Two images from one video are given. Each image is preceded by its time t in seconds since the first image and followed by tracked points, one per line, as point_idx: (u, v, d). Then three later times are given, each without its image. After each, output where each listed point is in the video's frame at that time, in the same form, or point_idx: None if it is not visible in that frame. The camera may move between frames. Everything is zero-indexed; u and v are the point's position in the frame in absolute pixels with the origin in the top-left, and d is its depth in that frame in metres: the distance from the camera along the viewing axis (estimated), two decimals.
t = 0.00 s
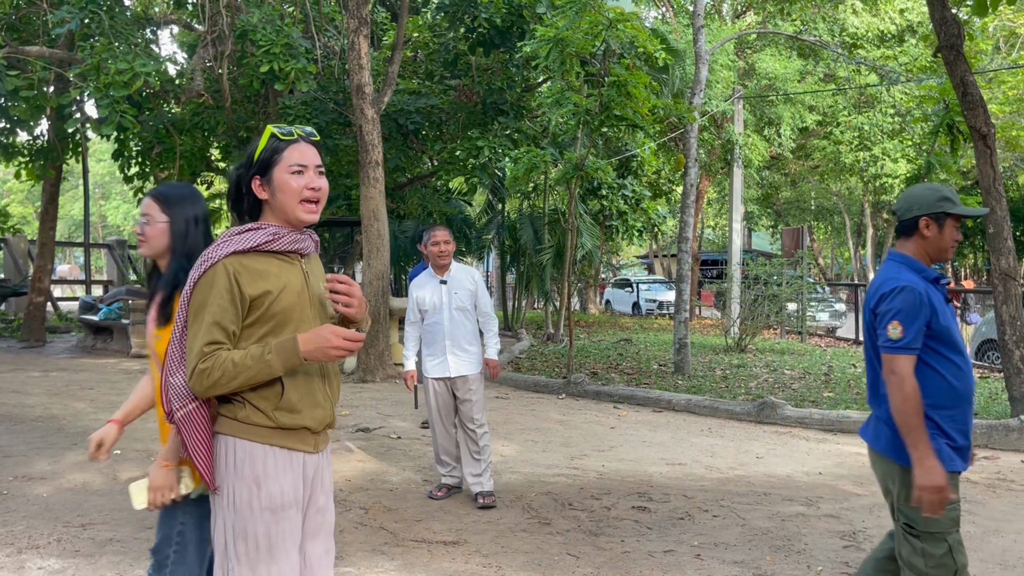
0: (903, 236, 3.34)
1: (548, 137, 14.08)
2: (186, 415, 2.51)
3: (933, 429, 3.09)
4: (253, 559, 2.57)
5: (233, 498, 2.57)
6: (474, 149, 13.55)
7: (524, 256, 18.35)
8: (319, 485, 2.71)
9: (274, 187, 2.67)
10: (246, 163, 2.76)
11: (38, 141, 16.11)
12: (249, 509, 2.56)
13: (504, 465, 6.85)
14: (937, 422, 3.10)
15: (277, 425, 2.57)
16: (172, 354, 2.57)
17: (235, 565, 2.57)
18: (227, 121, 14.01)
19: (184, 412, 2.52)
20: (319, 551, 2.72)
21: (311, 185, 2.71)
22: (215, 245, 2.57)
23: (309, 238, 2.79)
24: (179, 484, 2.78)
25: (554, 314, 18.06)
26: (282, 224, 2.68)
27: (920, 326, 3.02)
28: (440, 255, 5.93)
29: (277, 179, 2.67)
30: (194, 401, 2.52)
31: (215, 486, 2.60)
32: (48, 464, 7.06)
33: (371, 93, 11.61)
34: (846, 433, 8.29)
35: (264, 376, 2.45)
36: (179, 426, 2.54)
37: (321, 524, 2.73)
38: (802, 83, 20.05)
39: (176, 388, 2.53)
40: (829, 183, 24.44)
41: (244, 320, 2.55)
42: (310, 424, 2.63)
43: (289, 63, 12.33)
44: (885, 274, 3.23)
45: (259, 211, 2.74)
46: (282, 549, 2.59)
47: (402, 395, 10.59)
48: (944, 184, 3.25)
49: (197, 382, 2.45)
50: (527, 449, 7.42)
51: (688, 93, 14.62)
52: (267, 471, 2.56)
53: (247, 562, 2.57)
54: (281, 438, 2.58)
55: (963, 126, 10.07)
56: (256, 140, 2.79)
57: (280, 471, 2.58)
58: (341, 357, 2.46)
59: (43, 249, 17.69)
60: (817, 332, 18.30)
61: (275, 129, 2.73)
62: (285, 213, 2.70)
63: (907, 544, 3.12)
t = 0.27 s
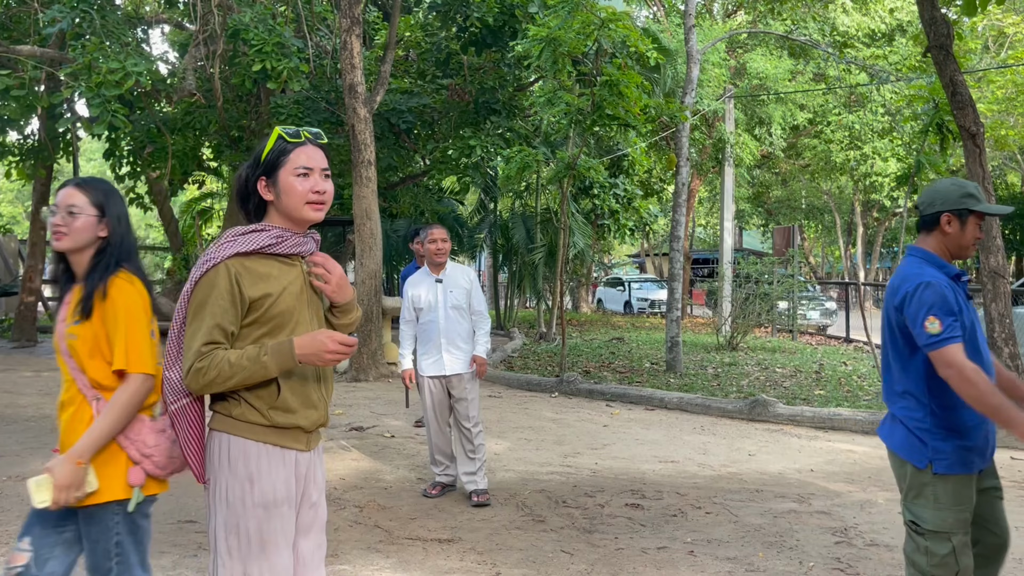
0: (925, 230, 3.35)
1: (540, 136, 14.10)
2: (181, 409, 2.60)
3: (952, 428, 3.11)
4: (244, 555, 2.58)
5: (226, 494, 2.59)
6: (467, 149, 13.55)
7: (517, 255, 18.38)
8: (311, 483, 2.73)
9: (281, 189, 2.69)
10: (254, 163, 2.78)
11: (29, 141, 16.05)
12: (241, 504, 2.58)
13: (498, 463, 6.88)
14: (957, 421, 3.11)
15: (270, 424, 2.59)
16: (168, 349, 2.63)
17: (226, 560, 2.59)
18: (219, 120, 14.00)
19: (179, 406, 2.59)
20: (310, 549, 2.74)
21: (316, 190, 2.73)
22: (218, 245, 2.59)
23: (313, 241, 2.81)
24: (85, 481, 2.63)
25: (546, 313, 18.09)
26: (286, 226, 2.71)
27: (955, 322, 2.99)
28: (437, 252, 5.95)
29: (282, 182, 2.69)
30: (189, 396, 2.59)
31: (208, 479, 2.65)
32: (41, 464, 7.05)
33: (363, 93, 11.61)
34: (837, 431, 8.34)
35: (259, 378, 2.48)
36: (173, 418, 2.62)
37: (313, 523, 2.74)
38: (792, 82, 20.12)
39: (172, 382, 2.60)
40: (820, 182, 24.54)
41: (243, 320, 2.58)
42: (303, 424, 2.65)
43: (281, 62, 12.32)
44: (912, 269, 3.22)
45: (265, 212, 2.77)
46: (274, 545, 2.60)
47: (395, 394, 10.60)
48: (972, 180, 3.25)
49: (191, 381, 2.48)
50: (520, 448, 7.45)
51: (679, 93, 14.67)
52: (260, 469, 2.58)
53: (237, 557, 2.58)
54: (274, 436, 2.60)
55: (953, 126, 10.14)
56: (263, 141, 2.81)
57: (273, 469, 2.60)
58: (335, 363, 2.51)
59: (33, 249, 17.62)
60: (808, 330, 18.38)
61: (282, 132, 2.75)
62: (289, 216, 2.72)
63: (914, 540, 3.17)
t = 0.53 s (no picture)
0: (948, 224, 3.34)
1: (532, 134, 14.11)
2: (182, 407, 2.56)
3: (965, 420, 3.12)
4: (239, 550, 2.58)
5: (221, 490, 2.58)
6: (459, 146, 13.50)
7: (509, 253, 18.39)
8: (306, 480, 2.74)
9: (272, 185, 2.70)
10: (245, 162, 2.79)
11: (19, 138, 15.98)
12: (236, 499, 2.58)
13: (491, 460, 6.89)
14: (972, 414, 3.13)
15: (267, 421, 2.60)
16: (166, 346, 2.59)
17: (220, 556, 2.58)
18: (210, 118, 13.97)
19: (180, 404, 2.56)
20: (305, 545, 2.75)
21: (309, 186, 2.74)
22: (213, 242, 2.59)
23: (307, 237, 2.81)
24: None
25: (539, 310, 18.11)
26: (279, 223, 2.72)
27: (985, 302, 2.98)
28: (429, 250, 5.95)
29: (275, 178, 2.69)
30: (190, 394, 2.56)
31: (205, 477, 2.63)
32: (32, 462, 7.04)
33: (355, 90, 11.59)
34: (828, 427, 8.38)
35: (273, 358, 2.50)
36: (172, 417, 2.58)
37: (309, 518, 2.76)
38: (783, 80, 20.16)
39: (172, 380, 2.56)
40: (811, 179, 24.61)
41: (243, 315, 2.59)
42: (302, 419, 2.67)
43: (272, 59, 12.27)
44: (933, 262, 3.23)
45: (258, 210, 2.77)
46: (269, 541, 2.61)
47: (388, 392, 10.61)
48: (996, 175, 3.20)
49: (202, 372, 2.47)
50: (513, 445, 7.47)
51: (671, 90, 14.69)
52: (256, 464, 2.59)
53: (232, 552, 2.58)
54: (270, 432, 2.61)
55: (943, 123, 10.18)
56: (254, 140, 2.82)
57: (269, 465, 2.61)
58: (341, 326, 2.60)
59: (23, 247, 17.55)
60: (800, 327, 18.45)
61: (273, 129, 2.76)
62: (282, 212, 2.72)
63: (916, 532, 3.23)
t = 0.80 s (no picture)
0: (977, 216, 3.36)
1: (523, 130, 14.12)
2: (182, 399, 2.50)
3: (993, 409, 3.14)
4: (236, 543, 2.59)
5: (217, 482, 2.59)
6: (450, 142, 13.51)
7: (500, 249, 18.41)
8: (301, 473, 2.76)
9: (260, 179, 2.70)
10: (232, 157, 2.79)
11: (6, 134, 15.90)
12: (231, 492, 2.59)
13: (482, 455, 6.91)
14: (1007, 402, 3.14)
15: (263, 413, 2.61)
16: (163, 338, 2.55)
17: (217, 550, 2.59)
18: (199, 114, 13.93)
19: (180, 397, 2.50)
20: (300, 537, 2.77)
21: (297, 180, 2.74)
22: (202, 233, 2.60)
23: (297, 231, 2.82)
24: None
25: (530, 306, 18.14)
26: (269, 216, 2.72)
27: (1018, 286, 2.99)
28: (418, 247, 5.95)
29: (263, 173, 2.70)
30: (190, 386, 2.52)
31: (203, 470, 2.62)
32: (23, 459, 7.02)
33: (346, 86, 11.56)
34: (817, 421, 8.44)
35: (281, 316, 2.53)
36: (171, 411, 2.52)
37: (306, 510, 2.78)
38: (773, 76, 20.22)
39: (171, 373, 2.51)
40: (800, 175, 24.70)
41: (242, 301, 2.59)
42: (295, 413, 2.68)
43: (261, 55, 12.20)
44: (963, 253, 3.25)
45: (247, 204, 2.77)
46: (265, 533, 2.62)
47: (380, 388, 10.61)
48: None
49: (223, 349, 2.46)
50: (505, 440, 7.49)
51: (661, 86, 14.73)
52: (252, 457, 2.60)
53: (228, 545, 2.59)
54: (265, 424, 2.63)
55: (931, 119, 10.24)
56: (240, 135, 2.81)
57: (266, 457, 2.62)
58: (330, 270, 2.69)
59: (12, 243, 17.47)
60: (790, 322, 18.53)
61: (259, 123, 2.76)
62: (272, 206, 2.73)
63: (937, 515, 3.27)
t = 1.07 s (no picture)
0: (987, 211, 3.37)
1: (514, 125, 14.11)
2: (179, 390, 2.50)
3: (995, 399, 3.15)
4: (231, 535, 2.59)
5: (211, 474, 2.59)
6: (442, 137, 13.49)
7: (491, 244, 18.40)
8: (295, 465, 2.76)
9: (250, 174, 2.70)
10: (222, 153, 2.79)
11: None
12: (225, 484, 2.59)
13: (474, 450, 6.91)
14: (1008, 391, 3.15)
15: (259, 404, 2.61)
16: (160, 329, 2.54)
17: (211, 542, 2.59)
18: (189, 108, 13.88)
19: (177, 388, 2.50)
20: (296, 530, 2.77)
21: (288, 174, 2.74)
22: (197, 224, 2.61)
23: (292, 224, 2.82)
24: None
25: (522, 301, 18.14)
26: (261, 209, 2.72)
27: (1006, 288, 3.00)
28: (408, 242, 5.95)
29: (253, 169, 2.69)
30: (187, 376, 2.51)
31: (198, 462, 2.61)
32: (13, 455, 6.99)
33: (336, 80, 11.51)
34: (808, 414, 8.46)
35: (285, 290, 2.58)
36: (169, 401, 2.52)
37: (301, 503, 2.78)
38: (764, 71, 20.24)
39: (168, 363, 2.50)
40: (791, 170, 24.75)
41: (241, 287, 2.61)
42: (292, 403, 2.68)
43: (252, 49, 12.14)
44: (966, 249, 3.27)
45: (239, 199, 2.77)
46: (260, 525, 2.62)
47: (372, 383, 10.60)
48: None
49: (240, 329, 2.47)
50: (497, 434, 7.49)
51: (652, 81, 14.73)
52: (246, 449, 2.60)
53: (223, 537, 2.59)
54: (260, 416, 2.63)
55: (922, 114, 10.27)
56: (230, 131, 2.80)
57: (261, 449, 2.62)
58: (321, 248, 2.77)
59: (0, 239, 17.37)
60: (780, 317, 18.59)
61: (248, 118, 2.75)
62: (264, 202, 2.73)
63: (936, 501, 3.31)
